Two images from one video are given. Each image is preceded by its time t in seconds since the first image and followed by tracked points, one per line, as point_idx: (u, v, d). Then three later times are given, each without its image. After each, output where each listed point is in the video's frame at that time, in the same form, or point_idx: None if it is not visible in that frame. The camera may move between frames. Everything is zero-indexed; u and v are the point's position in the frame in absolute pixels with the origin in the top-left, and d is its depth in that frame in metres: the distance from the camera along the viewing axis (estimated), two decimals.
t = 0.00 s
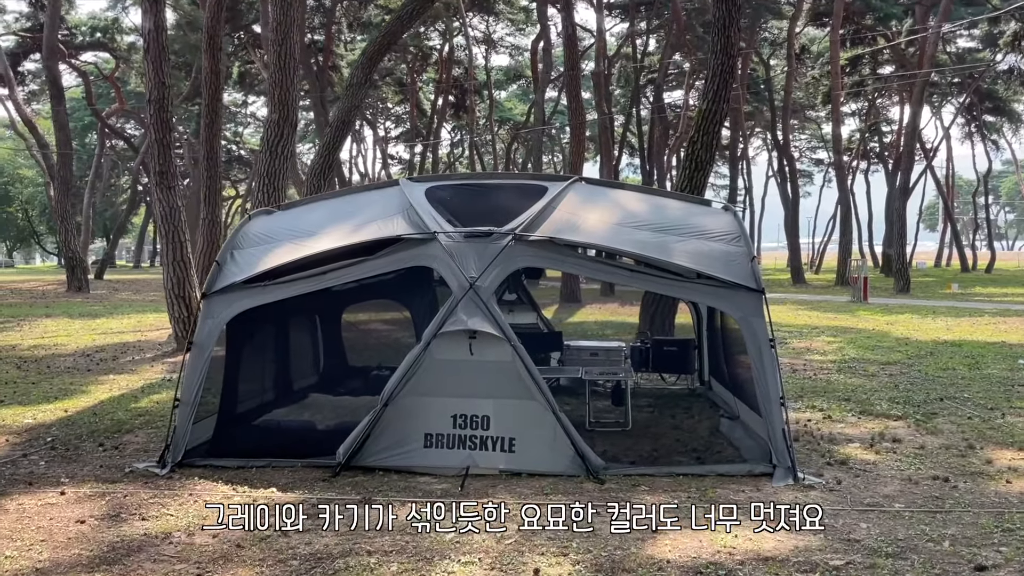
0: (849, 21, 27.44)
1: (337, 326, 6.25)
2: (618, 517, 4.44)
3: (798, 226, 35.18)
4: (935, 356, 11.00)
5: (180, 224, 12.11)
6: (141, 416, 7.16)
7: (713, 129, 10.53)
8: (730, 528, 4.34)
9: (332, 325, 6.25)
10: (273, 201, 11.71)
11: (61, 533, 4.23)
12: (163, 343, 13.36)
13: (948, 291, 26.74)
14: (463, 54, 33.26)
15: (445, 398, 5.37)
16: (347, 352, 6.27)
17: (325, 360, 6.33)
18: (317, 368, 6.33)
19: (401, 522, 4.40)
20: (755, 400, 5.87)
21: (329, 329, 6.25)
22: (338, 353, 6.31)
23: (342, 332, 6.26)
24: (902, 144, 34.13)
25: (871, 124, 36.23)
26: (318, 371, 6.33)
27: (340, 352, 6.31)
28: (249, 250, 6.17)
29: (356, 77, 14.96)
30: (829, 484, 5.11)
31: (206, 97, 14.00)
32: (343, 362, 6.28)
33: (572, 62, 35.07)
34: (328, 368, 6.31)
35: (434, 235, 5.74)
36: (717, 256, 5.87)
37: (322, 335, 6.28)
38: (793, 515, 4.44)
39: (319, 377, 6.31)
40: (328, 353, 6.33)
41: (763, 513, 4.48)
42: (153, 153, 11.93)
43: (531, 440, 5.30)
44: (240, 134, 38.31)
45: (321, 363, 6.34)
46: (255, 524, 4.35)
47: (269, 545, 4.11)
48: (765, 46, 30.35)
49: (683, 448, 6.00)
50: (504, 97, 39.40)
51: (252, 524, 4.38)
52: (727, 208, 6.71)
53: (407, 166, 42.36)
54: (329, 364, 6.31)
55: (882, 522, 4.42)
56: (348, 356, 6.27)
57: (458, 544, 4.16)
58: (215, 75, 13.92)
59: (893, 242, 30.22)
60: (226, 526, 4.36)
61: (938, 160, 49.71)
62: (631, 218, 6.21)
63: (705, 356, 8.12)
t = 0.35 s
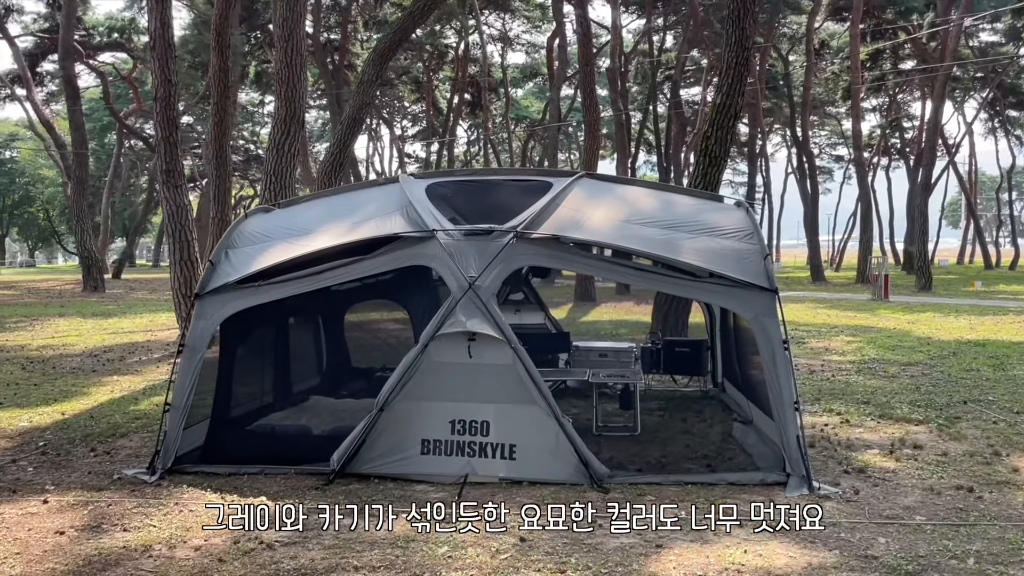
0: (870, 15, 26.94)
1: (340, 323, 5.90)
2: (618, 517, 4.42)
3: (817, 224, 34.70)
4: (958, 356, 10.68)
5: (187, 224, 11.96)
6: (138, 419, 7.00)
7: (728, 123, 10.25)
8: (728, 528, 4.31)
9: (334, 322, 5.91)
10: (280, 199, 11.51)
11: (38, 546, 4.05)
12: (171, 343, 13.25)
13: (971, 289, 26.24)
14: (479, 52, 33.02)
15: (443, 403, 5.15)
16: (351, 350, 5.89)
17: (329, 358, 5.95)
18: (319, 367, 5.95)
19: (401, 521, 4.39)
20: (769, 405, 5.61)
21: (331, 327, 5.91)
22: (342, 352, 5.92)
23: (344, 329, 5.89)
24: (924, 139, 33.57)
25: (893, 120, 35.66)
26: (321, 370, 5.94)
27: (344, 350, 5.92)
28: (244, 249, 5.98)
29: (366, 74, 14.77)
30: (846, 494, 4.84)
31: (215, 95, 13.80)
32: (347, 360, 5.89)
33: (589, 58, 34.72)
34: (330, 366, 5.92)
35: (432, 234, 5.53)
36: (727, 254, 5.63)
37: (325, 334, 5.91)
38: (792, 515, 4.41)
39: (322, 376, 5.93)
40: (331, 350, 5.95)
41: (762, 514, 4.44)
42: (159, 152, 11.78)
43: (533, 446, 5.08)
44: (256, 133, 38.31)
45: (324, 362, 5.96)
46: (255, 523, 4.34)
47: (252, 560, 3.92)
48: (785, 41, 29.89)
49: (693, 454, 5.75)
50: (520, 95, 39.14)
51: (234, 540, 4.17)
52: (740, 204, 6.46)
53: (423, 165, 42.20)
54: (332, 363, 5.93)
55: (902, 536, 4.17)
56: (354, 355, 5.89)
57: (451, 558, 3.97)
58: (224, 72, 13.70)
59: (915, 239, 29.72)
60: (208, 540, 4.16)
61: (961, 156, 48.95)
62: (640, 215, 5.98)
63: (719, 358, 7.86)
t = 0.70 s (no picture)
0: (892, 9, 26.48)
1: (341, 324, 5.75)
2: (618, 517, 4.37)
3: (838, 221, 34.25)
4: (983, 357, 10.35)
5: (195, 223, 11.87)
6: (135, 422, 6.86)
7: (743, 118, 9.98)
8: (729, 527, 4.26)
9: (335, 323, 5.77)
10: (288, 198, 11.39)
11: (14, 557, 3.89)
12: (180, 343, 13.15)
13: (996, 287, 25.75)
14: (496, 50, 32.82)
15: (440, 407, 4.96)
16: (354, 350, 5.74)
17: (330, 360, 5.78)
18: (320, 370, 5.77)
19: (401, 523, 4.33)
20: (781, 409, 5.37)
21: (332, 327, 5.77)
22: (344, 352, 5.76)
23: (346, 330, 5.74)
24: (947, 135, 33.03)
25: (915, 116, 35.11)
26: (322, 371, 5.77)
27: (346, 350, 5.76)
28: (239, 247, 5.81)
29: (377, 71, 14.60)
30: (862, 505, 4.59)
31: (224, 93, 13.67)
32: (350, 360, 5.73)
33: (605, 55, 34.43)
34: (331, 367, 5.76)
35: (430, 232, 5.34)
36: (737, 252, 5.40)
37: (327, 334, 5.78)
38: (793, 515, 4.35)
39: (323, 377, 5.75)
40: (333, 350, 5.79)
41: (762, 514, 4.38)
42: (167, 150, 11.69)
43: (533, 453, 4.87)
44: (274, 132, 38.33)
45: (324, 363, 5.78)
46: (257, 520, 4.32)
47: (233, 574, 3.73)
48: (805, 36, 29.46)
49: (703, 461, 5.52)
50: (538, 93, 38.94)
51: (216, 552, 3.97)
52: (751, 200, 6.22)
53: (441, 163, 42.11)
54: (334, 364, 5.77)
55: (922, 551, 3.92)
56: (357, 355, 5.72)
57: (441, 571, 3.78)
58: (233, 70, 13.57)
59: (937, 237, 29.22)
60: (190, 550, 3.98)
61: (986, 153, 48.20)
62: (646, 213, 5.76)
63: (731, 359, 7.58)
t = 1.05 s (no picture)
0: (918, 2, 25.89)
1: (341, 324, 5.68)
2: (618, 517, 4.31)
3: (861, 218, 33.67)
4: (1009, 358, 9.98)
5: (201, 220, 11.76)
6: (128, 423, 6.70)
7: (758, 110, 9.69)
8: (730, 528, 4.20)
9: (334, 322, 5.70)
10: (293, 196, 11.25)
11: None
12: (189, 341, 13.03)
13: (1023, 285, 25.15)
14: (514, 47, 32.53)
15: (431, 410, 4.74)
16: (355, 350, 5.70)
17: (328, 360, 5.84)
18: (320, 369, 5.84)
19: (401, 522, 4.26)
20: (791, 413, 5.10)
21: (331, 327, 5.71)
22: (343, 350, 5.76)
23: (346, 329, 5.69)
24: (974, 131, 32.36)
25: (940, 111, 34.44)
26: (321, 370, 5.84)
27: (345, 348, 5.75)
28: (229, 245, 5.62)
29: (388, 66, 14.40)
30: (876, 516, 4.32)
31: (234, 89, 13.52)
32: (350, 360, 5.73)
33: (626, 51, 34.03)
34: (331, 367, 5.83)
35: (424, 228, 5.12)
36: (746, 249, 5.14)
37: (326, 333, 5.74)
38: (793, 515, 4.32)
39: (323, 377, 5.84)
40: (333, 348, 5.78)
41: (763, 514, 4.35)
42: (173, 147, 11.59)
43: (529, 460, 4.64)
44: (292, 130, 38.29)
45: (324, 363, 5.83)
46: (255, 523, 4.22)
47: None
48: (828, 30, 28.94)
49: (709, 468, 5.27)
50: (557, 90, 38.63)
51: (189, 565, 3.77)
52: (762, 195, 5.96)
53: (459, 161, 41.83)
54: (333, 364, 5.83)
55: (938, 569, 3.65)
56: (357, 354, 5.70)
57: None
58: (242, 65, 13.42)
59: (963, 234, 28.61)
60: (162, 562, 3.79)
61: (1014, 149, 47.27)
62: (651, 208, 5.52)
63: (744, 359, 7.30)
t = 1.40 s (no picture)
0: None
1: (346, 319, 5.31)
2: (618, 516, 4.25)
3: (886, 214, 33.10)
4: None
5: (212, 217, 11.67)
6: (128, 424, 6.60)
7: (775, 104, 9.42)
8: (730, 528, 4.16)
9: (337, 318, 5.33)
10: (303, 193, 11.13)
11: None
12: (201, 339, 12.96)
13: None
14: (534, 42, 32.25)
15: (427, 414, 4.57)
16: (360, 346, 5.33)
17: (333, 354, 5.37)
18: (324, 363, 5.36)
19: (403, 522, 4.22)
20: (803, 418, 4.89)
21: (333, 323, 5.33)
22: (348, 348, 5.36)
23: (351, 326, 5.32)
24: (1002, 125, 31.69)
25: (967, 106, 33.78)
26: (326, 365, 5.37)
27: (350, 346, 5.35)
28: (225, 244, 5.48)
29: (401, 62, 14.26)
30: (891, 529, 4.10)
31: (246, 85, 13.43)
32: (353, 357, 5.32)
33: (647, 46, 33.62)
34: (335, 362, 5.35)
35: (421, 226, 4.95)
36: (756, 246, 4.92)
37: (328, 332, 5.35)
38: (791, 514, 4.29)
39: (328, 371, 5.35)
40: (336, 347, 5.36)
41: (761, 512, 4.29)
42: (183, 144, 11.50)
43: (527, 466, 4.46)
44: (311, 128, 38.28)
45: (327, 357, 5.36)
46: (255, 524, 4.19)
47: None
48: (852, 24, 28.41)
49: (718, 474, 5.06)
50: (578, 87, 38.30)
51: None
52: (775, 190, 5.74)
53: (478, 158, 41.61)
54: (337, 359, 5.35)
55: None
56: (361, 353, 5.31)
57: None
58: (254, 61, 13.32)
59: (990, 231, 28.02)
60: (141, 573, 3.65)
61: None
62: (659, 204, 5.31)
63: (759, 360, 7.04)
